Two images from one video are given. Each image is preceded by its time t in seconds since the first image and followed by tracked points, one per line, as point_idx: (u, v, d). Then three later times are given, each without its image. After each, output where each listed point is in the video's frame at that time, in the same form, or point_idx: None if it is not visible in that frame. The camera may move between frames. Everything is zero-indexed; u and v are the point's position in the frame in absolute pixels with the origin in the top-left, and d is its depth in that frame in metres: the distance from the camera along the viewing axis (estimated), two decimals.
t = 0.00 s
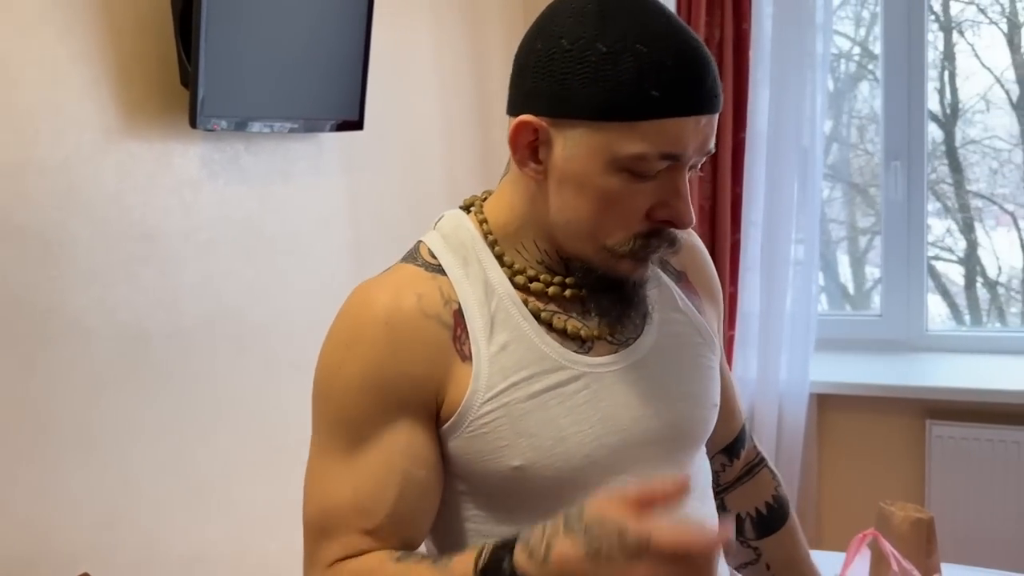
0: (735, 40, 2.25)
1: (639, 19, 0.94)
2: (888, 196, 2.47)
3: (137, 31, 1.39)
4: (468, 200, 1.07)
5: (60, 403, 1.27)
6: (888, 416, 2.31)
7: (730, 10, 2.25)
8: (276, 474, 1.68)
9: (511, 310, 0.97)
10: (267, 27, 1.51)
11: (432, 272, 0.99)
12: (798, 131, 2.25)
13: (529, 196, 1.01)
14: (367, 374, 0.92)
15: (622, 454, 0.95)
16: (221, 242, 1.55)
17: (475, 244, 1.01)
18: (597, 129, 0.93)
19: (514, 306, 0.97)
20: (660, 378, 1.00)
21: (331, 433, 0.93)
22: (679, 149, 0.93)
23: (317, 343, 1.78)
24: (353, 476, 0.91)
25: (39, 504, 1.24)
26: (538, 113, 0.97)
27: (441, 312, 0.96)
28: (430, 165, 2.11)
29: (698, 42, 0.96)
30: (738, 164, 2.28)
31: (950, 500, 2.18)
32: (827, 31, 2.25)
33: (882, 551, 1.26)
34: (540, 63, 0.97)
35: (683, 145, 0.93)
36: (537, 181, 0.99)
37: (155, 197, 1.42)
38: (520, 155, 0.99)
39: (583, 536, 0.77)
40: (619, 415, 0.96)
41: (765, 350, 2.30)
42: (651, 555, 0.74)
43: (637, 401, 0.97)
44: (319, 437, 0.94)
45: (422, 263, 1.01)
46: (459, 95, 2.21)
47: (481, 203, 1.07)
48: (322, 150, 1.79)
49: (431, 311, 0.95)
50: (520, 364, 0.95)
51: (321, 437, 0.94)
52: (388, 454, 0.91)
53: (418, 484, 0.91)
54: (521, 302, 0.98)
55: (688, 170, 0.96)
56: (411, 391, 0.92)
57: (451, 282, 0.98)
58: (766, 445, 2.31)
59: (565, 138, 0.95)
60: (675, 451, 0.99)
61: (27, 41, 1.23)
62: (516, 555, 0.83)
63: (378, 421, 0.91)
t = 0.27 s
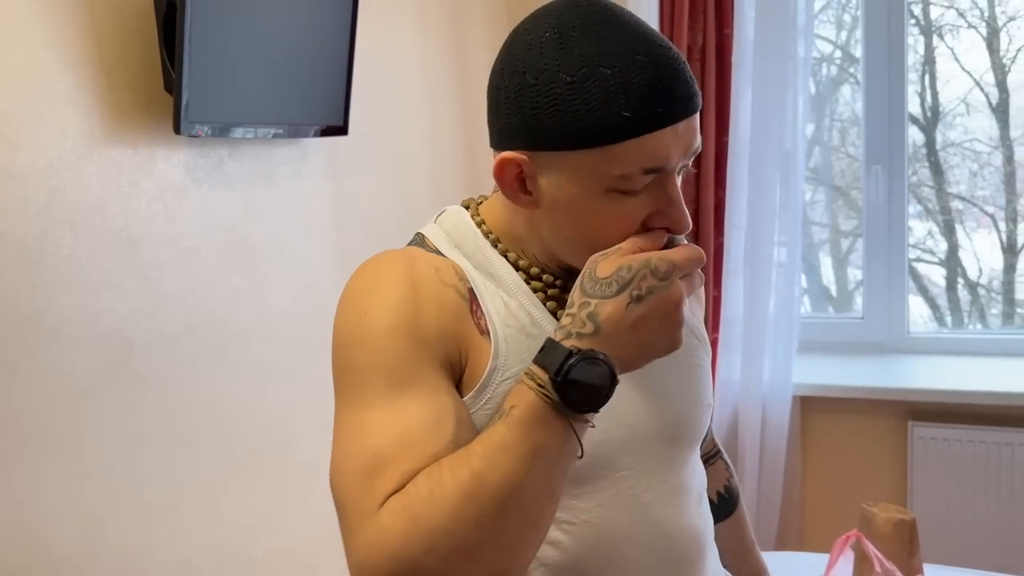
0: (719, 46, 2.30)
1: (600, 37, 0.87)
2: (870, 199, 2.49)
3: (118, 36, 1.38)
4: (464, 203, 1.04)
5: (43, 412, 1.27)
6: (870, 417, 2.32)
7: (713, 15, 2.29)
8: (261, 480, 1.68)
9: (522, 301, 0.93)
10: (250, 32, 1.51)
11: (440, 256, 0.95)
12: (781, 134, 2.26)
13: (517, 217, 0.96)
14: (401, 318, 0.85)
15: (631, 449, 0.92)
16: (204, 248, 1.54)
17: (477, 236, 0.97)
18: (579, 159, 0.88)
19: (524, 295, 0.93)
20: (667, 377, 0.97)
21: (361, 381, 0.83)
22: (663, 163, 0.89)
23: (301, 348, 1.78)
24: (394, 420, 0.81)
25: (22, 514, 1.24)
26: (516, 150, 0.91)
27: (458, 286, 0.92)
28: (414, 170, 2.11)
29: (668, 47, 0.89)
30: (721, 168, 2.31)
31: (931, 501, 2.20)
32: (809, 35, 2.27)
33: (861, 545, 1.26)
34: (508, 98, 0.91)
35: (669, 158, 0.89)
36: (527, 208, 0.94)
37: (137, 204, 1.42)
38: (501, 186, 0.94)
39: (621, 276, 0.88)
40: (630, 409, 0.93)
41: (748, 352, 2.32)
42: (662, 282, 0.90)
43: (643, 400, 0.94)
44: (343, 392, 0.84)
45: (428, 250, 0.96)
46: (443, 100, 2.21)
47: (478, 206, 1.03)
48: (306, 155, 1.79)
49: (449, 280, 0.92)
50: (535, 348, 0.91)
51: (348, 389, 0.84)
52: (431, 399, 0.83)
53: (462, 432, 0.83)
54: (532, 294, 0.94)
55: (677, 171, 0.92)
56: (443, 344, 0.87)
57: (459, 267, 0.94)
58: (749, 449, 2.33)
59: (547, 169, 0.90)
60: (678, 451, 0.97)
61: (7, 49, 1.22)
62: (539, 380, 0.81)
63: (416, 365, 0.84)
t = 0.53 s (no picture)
0: (707, 50, 2.29)
1: (614, 49, 0.88)
2: (858, 203, 2.50)
3: (107, 42, 1.38)
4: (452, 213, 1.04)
5: (31, 419, 1.26)
6: (859, 420, 2.33)
7: (702, 20, 2.28)
8: (251, 485, 1.68)
9: (526, 307, 0.95)
10: (240, 36, 1.51)
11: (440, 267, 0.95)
12: (770, 138, 2.26)
13: (527, 228, 0.97)
14: (415, 327, 0.85)
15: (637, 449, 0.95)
16: (193, 254, 1.54)
17: (473, 246, 0.98)
18: (607, 170, 0.89)
19: (526, 303, 0.95)
20: (661, 377, 1.00)
21: (381, 393, 0.81)
22: (681, 164, 0.91)
23: (291, 353, 1.78)
24: (422, 431, 0.79)
25: (11, 521, 1.23)
26: (534, 165, 0.91)
27: (462, 295, 0.92)
28: (404, 174, 2.11)
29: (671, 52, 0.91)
30: (710, 171, 2.31)
31: (919, 504, 2.21)
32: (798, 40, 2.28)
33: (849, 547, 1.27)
34: (523, 116, 0.90)
35: (686, 160, 0.92)
36: (543, 221, 0.95)
37: (126, 209, 1.42)
38: (517, 203, 0.94)
39: (643, 277, 0.90)
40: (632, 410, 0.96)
41: (738, 356, 2.33)
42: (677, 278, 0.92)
43: (642, 400, 0.97)
44: (359, 407, 0.82)
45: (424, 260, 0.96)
46: (433, 104, 2.21)
47: (467, 215, 1.04)
48: (295, 160, 1.79)
49: (453, 290, 0.92)
50: (542, 354, 0.92)
51: (365, 403, 0.82)
52: (453, 407, 0.82)
53: (485, 440, 0.83)
54: (534, 300, 0.96)
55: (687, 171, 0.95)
56: (454, 352, 0.87)
57: (462, 278, 0.95)
58: (739, 453, 2.34)
59: (571, 181, 0.90)
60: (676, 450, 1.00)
61: None
62: (574, 387, 0.82)
63: (434, 374, 0.83)
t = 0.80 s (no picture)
0: (700, 56, 2.31)
1: (614, 43, 0.90)
2: (851, 208, 2.51)
3: (102, 47, 1.38)
4: (443, 222, 1.04)
5: (24, 424, 1.26)
6: (852, 424, 2.34)
7: (695, 25, 2.30)
8: (244, 490, 1.68)
9: (524, 317, 0.94)
10: (234, 41, 1.51)
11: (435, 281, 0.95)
12: (763, 142, 2.27)
13: (522, 227, 0.97)
14: (412, 355, 0.86)
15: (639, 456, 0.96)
16: (187, 258, 1.54)
17: (469, 256, 0.97)
18: (603, 161, 0.89)
19: (525, 312, 0.95)
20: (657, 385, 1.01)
21: (378, 428, 0.83)
22: (676, 162, 0.92)
23: (284, 358, 1.78)
24: (419, 466, 0.81)
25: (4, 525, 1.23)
26: (530, 156, 0.91)
27: (459, 309, 0.93)
28: (398, 178, 2.12)
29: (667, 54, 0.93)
30: (703, 176, 2.32)
31: (912, 508, 2.22)
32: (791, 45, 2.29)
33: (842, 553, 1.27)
34: (522, 106, 0.90)
35: (680, 157, 0.92)
36: (536, 216, 0.95)
37: (120, 214, 1.42)
38: (510, 194, 0.94)
39: (624, 313, 0.89)
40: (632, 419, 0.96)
41: (731, 361, 2.33)
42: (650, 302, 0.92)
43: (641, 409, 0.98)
44: (356, 442, 0.83)
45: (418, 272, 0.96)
46: (428, 108, 2.22)
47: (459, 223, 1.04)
48: (289, 164, 1.79)
49: (450, 307, 0.92)
50: (543, 365, 0.92)
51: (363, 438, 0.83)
52: (451, 436, 0.83)
53: (486, 466, 0.84)
54: (532, 309, 0.96)
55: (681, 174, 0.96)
56: (453, 374, 0.88)
57: (458, 292, 0.94)
58: (732, 458, 2.34)
59: (566, 172, 0.91)
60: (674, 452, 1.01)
61: None
62: (587, 440, 0.80)
63: (431, 403, 0.84)
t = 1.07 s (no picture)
0: (699, 60, 2.31)
1: (623, 36, 0.92)
2: (848, 211, 2.52)
3: (102, 48, 1.38)
4: (441, 225, 1.04)
5: (23, 423, 1.26)
6: (849, 427, 2.34)
7: (693, 29, 2.30)
8: (242, 491, 1.68)
9: (526, 323, 0.95)
10: (234, 43, 1.51)
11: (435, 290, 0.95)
12: (761, 146, 2.28)
13: (510, 214, 0.98)
14: (418, 367, 0.85)
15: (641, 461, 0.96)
16: (186, 259, 1.54)
17: (468, 263, 0.98)
18: (585, 148, 0.90)
19: (527, 319, 0.95)
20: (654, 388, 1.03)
21: (389, 444, 0.82)
22: (667, 167, 0.92)
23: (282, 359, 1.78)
24: (433, 481, 0.80)
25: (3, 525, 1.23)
26: (523, 134, 0.94)
27: (460, 318, 0.93)
28: (397, 180, 2.12)
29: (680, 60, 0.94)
30: (702, 178, 2.32)
31: (908, 511, 2.22)
32: (789, 49, 2.29)
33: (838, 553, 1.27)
34: (524, 82, 0.94)
35: (671, 164, 0.92)
36: (521, 201, 0.97)
37: (119, 215, 1.42)
38: (498, 171, 0.96)
39: (645, 328, 0.90)
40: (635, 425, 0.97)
41: (728, 364, 2.33)
42: (687, 313, 0.91)
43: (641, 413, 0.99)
44: (367, 459, 0.83)
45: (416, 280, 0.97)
46: (426, 111, 2.22)
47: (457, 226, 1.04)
48: (288, 166, 1.79)
49: (451, 316, 0.92)
50: (545, 372, 0.92)
51: (373, 455, 0.83)
52: (461, 446, 0.83)
53: (497, 475, 0.84)
54: (532, 316, 0.96)
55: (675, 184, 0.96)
56: (459, 383, 0.87)
57: (457, 301, 0.95)
58: (729, 462, 2.34)
59: (553, 155, 0.92)
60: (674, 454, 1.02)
61: None
62: (600, 447, 0.83)
63: (440, 415, 0.84)
